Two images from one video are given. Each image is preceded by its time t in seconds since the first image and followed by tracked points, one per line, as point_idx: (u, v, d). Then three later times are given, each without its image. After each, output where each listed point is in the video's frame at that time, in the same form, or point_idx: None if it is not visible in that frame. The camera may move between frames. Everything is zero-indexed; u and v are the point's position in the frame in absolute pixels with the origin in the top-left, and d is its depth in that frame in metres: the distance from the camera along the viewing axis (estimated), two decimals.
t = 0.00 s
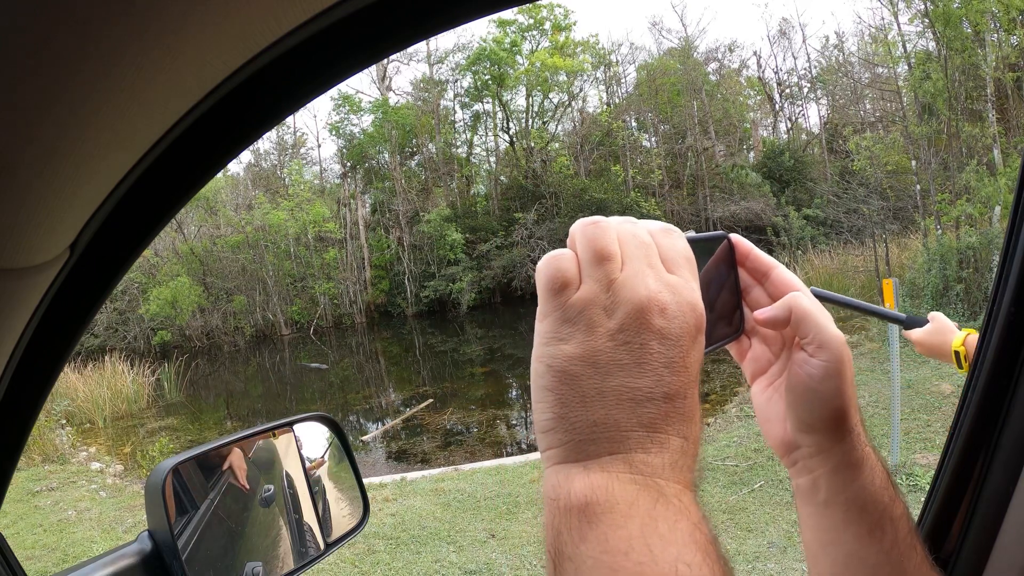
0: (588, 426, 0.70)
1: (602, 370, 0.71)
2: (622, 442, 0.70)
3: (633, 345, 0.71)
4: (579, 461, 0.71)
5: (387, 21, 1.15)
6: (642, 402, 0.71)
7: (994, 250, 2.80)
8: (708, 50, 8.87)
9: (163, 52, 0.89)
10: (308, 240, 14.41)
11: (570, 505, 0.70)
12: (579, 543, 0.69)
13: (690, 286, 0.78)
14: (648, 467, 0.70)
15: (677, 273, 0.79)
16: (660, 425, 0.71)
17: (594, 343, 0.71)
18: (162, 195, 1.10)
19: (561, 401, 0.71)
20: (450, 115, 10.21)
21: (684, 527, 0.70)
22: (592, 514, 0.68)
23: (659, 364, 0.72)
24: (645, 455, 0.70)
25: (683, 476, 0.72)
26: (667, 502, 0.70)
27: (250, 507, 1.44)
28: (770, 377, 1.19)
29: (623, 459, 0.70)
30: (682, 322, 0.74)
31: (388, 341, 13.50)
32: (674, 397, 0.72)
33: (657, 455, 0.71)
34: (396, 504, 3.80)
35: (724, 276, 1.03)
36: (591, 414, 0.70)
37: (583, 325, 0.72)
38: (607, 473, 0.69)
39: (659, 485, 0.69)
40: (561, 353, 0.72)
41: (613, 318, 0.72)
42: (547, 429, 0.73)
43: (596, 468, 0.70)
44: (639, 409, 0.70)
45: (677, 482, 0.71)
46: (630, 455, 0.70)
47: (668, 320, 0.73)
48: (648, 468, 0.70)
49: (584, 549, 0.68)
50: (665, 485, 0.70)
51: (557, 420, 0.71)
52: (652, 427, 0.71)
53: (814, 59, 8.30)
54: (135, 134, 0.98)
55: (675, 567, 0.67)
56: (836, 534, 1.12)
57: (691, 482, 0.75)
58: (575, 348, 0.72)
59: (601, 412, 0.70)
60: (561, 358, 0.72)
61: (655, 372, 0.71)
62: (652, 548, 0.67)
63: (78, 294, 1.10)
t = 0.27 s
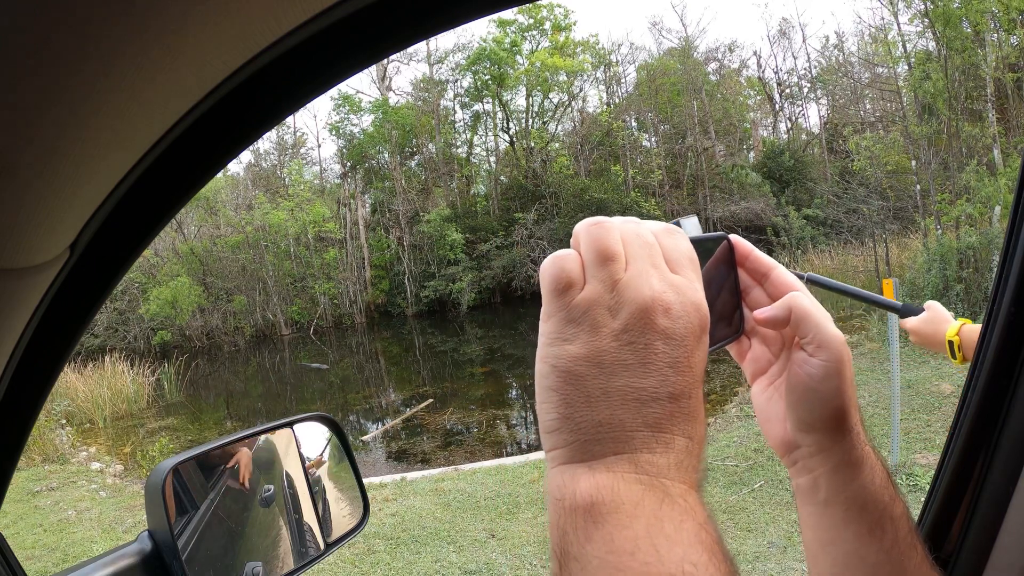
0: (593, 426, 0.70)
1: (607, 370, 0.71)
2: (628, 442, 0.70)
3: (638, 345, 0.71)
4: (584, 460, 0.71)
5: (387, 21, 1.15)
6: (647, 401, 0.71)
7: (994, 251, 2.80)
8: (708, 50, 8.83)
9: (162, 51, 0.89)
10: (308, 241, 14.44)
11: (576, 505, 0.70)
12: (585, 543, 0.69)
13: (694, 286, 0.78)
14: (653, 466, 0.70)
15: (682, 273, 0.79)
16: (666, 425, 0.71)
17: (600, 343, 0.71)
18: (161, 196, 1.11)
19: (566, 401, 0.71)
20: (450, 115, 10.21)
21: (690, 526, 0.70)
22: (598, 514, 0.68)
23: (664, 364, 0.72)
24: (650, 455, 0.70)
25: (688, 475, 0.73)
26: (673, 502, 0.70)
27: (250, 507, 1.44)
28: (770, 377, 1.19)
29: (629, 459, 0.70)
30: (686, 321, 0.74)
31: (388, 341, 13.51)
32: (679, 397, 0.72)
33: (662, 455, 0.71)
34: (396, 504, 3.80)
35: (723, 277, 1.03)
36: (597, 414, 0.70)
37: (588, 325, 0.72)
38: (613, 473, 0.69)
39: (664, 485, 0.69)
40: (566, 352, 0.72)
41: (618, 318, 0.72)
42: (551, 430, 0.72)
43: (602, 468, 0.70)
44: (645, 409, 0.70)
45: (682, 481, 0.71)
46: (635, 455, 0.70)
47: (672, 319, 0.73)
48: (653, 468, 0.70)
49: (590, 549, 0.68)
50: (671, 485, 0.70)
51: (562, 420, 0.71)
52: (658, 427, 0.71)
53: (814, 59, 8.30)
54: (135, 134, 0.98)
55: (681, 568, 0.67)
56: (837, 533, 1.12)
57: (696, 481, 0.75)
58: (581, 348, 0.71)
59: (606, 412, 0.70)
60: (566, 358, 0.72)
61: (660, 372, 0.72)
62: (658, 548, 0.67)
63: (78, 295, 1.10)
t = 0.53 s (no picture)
0: (592, 425, 0.70)
1: (605, 369, 0.71)
2: (626, 440, 0.70)
3: (637, 344, 0.71)
4: (582, 460, 0.70)
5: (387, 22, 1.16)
6: (645, 400, 0.71)
7: (994, 251, 2.80)
8: (708, 50, 8.79)
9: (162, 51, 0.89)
10: (308, 241, 14.45)
11: (574, 503, 0.70)
12: (582, 542, 0.69)
13: (693, 286, 0.78)
14: (651, 465, 0.70)
15: (681, 273, 0.79)
16: (665, 424, 0.71)
17: (598, 342, 0.71)
18: (161, 196, 1.11)
19: (565, 400, 0.71)
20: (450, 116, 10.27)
21: (687, 524, 0.70)
22: (596, 512, 0.68)
23: (663, 364, 0.72)
24: (648, 454, 0.70)
25: (686, 474, 0.73)
26: (670, 500, 0.70)
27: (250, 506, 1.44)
28: (773, 377, 1.19)
29: (627, 457, 0.70)
30: (685, 321, 0.74)
31: (388, 341, 13.51)
32: (677, 396, 0.72)
33: (660, 454, 0.71)
34: (396, 504, 3.80)
35: (726, 276, 1.03)
36: (595, 413, 0.70)
37: (587, 325, 0.72)
38: (611, 471, 0.69)
39: (662, 483, 0.70)
40: (565, 352, 0.72)
41: (616, 318, 0.72)
42: (550, 429, 0.72)
43: (600, 466, 0.70)
44: (643, 408, 0.71)
45: (680, 480, 0.71)
46: (633, 454, 0.70)
47: (671, 319, 0.73)
48: (651, 466, 0.70)
49: (588, 547, 0.68)
50: (668, 484, 0.70)
51: (560, 419, 0.71)
52: (656, 426, 0.71)
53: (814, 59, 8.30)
54: (135, 134, 0.98)
55: (677, 565, 0.68)
56: (837, 533, 1.12)
57: (693, 479, 0.75)
58: (579, 347, 0.71)
59: (605, 411, 0.70)
60: (565, 357, 0.71)
61: (658, 371, 0.71)
62: (655, 546, 0.67)
63: (78, 294, 1.10)
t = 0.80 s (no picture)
0: (591, 427, 0.70)
1: (604, 372, 0.71)
2: (625, 442, 0.70)
3: (635, 347, 0.71)
4: (581, 462, 0.71)
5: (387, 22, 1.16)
6: (644, 403, 0.70)
7: (994, 251, 2.79)
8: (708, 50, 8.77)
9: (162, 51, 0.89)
10: (308, 240, 14.45)
11: (573, 506, 0.70)
12: (582, 544, 0.69)
13: (692, 288, 0.78)
14: (651, 467, 0.70)
15: (679, 274, 0.79)
16: (663, 426, 0.71)
17: (597, 345, 0.71)
18: (162, 196, 1.11)
19: (564, 402, 0.71)
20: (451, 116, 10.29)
21: (686, 527, 0.70)
22: (595, 515, 0.68)
23: (662, 366, 0.71)
24: (647, 456, 0.70)
25: (685, 476, 0.72)
26: (669, 502, 0.70)
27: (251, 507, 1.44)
28: (772, 377, 1.19)
29: (626, 459, 0.70)
30: (684, 322, 0.74)
31: (388, 341, 13.50)
32: (676, 398, 0.72)
33: (659, 456, 0.71)
34: (396, 504, 3.80)
35: (725, 277, 1.03)
36: (594, 415, 0.70)
37: (585, 327, 0.72)
38: (610, 473, 0.69)
39: (661, 486, 0.69)
40: (563, 354, 0.72)
41: (615, 320, 0.72)
42: (549, 431, 0.73)
43: (599, 469, 0.70)
44: (642, 410, 0.70)
45: (679, 481, 0.71)
46: (633, 456, 0.70)
47: (670, 321, 0.73)
48: (650, 468, 0.70)
49: (587, 550, 0.68)
50: (668, 485, 0.70)
51: (559, 421, 0.71)
52: (655, 428, 0.71)
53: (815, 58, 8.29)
54: (136, 134, 0.98)
55: (677, 568, 0.67)
56: (837, 533, 1.12)
57: (693, 481, 0.75)
58: (578, 349, 0.72)
59: (603, 413, 0.70)
60: (563, 360, 0.72)
61: (657, 373, 0.71)
62: (654, 548, 0.67)
63: (78, 295, 1.10)
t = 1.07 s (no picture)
0: (587, 426, 0.70)
1: (600, 371, 0.71)
2: (620, 442, 0.70)
3: (632, 346, 0.71)
4: (577, 461, 0.71)
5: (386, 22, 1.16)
6: (640, 402, 0.70)
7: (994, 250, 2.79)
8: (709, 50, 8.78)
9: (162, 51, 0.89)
10: (308, 241, 14.45)
11: (568, 505, 0.70)
12: (577, 544, 0.69)
13: (689, 287, 0.78)
14: (646, 467, 0.70)
15: (676, 274, 0.79)
16: (659, 426, 0.71)
17: (593, 344, 0.71)
18: (161, 196, 1.11)
19: (560, 402, 0.71)
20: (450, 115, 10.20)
21: (682, 528, 0.70)
22: (590, 514, 0.68)
23: (658, 365, 0.71)
24: (643, 455, 0.70)
25: (682, 476, 0.72)
26: (665, 503, 0.70)
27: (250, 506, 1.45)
28: (770, 378, 1.19)
29: (621, 460, 0.70)
30: (680, 322, 0.74)
31: (388, 341, 13.50)
32: (672, 398, 0.72)
33: (655, 455, 0.70)
34: (396, 504, 3.79)
35: (723, 276, 1.03)
36: (589, 415, 0.70)
37: (581, 327, 0.72)
38: (606, 474, 0.69)
39: (656, 485, 0.69)
40: (559, 354, 0.72)
41: (611, 319, 0.72)
42: (545, 431, 0.73)
43: (595, 469, 0.70)
44: (637, 410, 0.70)
45: (675, 482, 0.71)
46: (628, 456, 0.70)
47: (666, 320, 0.73)
48: (646, 468, 0.70)
49: (582, 550, 0.68)
50: (663, 486, 0.70)
51: (555, 421, 0.71)
52: (652, 428, 0.71)
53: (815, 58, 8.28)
54: (136, 133, 0.98)
55: (673, 569, 0.67)
56: (836, 534, 1.12)
57: (690, 481, 0.74)
58: (574, 349, 0.72)
59: (599, 413, 0.70)
60: (559, 359, 0.72)
61: (653, 373, 0.71)
62: (650, 549, 0.67)
63: (77, 295, 1.10)
